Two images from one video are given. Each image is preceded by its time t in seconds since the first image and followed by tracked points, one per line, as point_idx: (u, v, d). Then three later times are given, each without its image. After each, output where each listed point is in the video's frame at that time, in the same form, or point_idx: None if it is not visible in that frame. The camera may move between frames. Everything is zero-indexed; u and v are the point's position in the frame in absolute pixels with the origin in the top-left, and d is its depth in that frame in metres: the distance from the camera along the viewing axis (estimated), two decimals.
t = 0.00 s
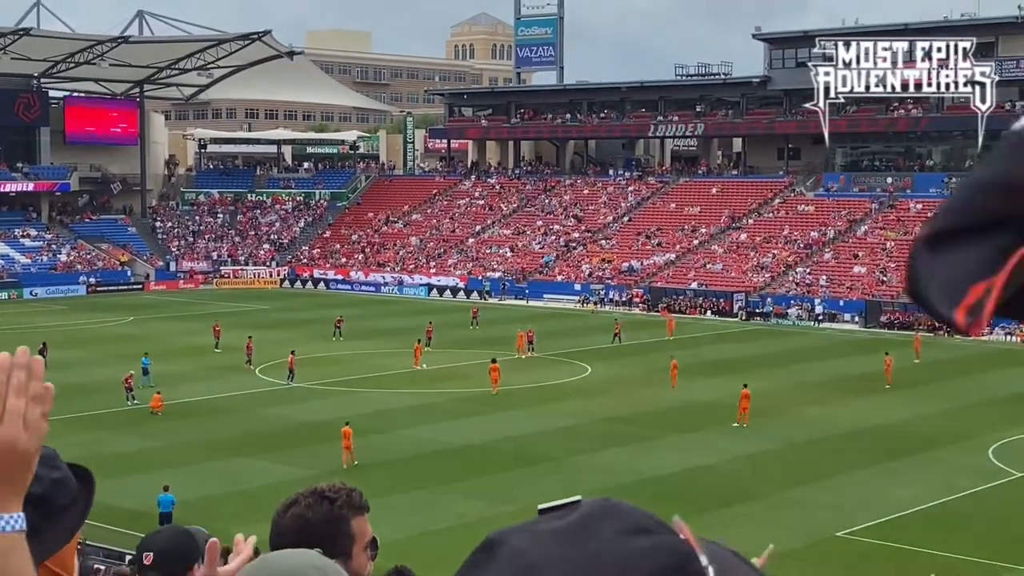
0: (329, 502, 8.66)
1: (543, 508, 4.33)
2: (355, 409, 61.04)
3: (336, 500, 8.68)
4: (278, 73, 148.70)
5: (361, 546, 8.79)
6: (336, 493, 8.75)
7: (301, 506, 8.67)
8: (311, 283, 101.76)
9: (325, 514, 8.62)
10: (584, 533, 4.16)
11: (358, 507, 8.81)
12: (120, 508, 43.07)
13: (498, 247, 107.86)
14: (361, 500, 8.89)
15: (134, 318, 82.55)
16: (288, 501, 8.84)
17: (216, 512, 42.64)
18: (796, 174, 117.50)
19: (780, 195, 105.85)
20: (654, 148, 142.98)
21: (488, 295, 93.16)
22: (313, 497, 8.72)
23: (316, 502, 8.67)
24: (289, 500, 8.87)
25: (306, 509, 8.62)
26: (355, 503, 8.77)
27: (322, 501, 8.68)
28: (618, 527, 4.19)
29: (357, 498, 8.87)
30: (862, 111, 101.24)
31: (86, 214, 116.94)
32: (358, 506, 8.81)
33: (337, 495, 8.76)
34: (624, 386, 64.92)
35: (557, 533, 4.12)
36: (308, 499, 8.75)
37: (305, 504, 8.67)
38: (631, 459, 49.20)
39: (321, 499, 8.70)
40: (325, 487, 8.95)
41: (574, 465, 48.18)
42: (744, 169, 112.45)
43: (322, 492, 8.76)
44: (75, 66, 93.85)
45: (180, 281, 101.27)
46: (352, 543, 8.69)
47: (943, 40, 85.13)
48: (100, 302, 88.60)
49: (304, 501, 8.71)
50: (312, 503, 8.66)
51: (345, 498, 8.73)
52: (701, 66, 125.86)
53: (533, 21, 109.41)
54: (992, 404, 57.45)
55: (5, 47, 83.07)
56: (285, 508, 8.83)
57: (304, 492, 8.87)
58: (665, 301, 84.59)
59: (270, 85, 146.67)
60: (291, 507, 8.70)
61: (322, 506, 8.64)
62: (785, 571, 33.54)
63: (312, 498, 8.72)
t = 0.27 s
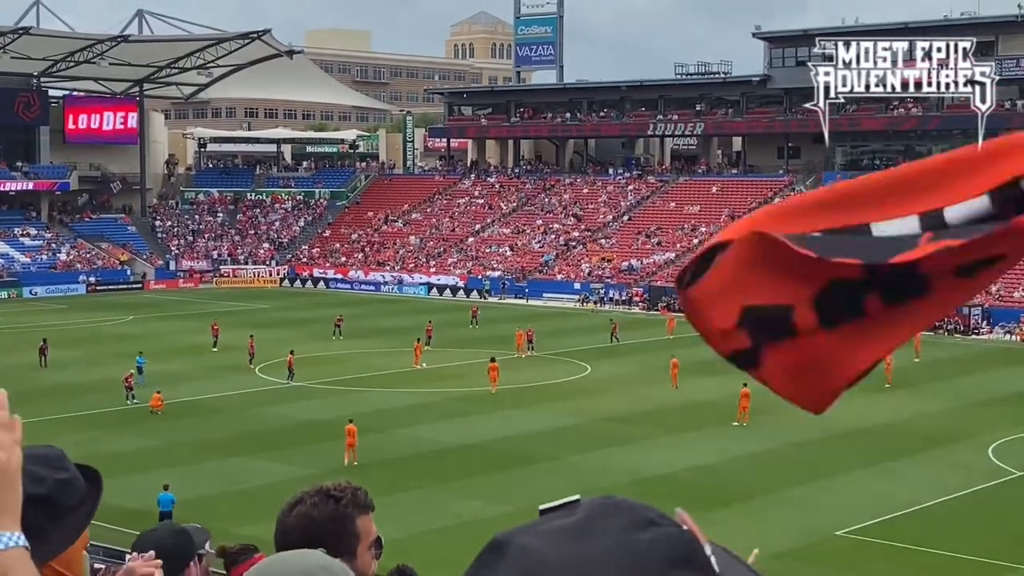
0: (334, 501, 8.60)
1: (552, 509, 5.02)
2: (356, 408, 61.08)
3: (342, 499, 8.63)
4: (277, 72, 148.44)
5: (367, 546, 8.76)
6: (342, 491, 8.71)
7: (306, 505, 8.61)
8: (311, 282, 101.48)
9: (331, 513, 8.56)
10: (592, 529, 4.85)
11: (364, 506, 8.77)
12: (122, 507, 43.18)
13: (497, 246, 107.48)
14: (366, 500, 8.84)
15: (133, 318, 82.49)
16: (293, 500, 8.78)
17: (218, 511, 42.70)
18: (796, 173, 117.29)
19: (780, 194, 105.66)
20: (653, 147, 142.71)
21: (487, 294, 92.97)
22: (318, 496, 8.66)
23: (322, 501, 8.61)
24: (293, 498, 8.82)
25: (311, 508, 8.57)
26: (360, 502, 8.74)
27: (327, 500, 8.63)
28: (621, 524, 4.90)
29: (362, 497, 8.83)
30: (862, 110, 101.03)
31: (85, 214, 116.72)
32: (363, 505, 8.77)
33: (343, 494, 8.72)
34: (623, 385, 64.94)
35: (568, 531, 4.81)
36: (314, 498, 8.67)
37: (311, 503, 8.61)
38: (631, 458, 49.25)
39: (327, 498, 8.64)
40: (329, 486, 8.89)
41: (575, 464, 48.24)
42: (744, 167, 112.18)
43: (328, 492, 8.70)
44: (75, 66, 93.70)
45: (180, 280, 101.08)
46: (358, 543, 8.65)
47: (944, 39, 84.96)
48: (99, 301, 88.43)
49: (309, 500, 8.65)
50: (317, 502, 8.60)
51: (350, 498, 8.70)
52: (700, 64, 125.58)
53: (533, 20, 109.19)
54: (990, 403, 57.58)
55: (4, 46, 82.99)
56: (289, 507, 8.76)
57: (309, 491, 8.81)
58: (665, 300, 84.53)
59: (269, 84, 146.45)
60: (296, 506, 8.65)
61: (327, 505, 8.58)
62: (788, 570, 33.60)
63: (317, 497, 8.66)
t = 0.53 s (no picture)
0: (337, 498, 8.63)
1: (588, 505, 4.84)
2: (357, 407, 61.04)
3: (345, 496, 8.65)
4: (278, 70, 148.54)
5: (369, 543, 8.76)
6: (345, 488, 8.72)
7: (309, 501, 8.63)
8: (311, 280, 101.48)
9: (334, 509, 8.58)
10: (627, 528, 4.67)
11: (367, 503, 8.77)
12: (122, 505, 43.17)
13: (498, 244, 107.61)
14: (369, 497, 8.85)
15: (134, 315, 82.52)
16: (296, 497, 8.79)
17: (218, 509, 42.69)
18: (796, 171, 117.29)
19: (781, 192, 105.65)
20: (655, 145, 142.65)
21: (489, 293, 93.04)
22: (321, 493, 8.68)
23: (325, 498, 8.63)
24: (296, 495, 8.84)
25: (315, 504, 8.59)
26: (363, 499, 8.72)
27: (331, 496, 8.64)
28: (657, 524, 4.71)
29: (365, 494, 8.84)
30: (863, 108, 101.03)
31: (86, 212, 116.87)
32: (367, 502, 8.76)
33: (346, 491, 8.72)
34: (625, 384, 64.90)
35: (601, 528, 4.64)
36: (317, 493, 8.71)
37: (314, 499, 8.63)
38: (633, 457, 49.17)
39: (330, 494, 8.66)
40: (333, 482, 8.91)
41: (575, 462, 48.21)
42: (745, 166, 112.14)
43: (331, 488, 8.72)
44: (76, 64, 93.80)
45: (181, 278, 101.22)
46: (361, 539, 8.65)
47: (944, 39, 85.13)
48: (101, 299, 88.54)
49: (313, 496, 8.67)
50: (320, 498, 8.63)
51: (354, 495, 8.71)
52: (702, 62, 125.71)
53: (533, 18, 109.29)
54: (993, 401, 57.49)
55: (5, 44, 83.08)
56: (292, 504, 8.78)
57: (312, 487, 8.84)
58: (665, 298, 84.54)
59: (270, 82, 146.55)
60: (298, 502, 8.66)
61: (331, 501, 8.60)
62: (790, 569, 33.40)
63: (320, 493, 8.68)
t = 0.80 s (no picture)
0: (335, 499, 8.63)
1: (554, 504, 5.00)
2: (359, 405, 61.05)
3: (343, 497, 8.65)
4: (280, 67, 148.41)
5: (366, 544, 8.74)
6: (342, 490, 8.73)
7: (307, 501, 8.65)
8: (313, 278, 101.70)
9: (332, 510, 8.60)
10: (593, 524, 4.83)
11: (364, 504, 8.76)
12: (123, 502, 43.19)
13: (500, 242, 107.45)
14: (366, 499, 8.85)
15: (135, 313, 82.48)
16: (293, 497, 8.82)
17: (218, 507, 42.71)
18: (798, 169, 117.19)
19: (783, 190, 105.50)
20: (656, 143, 142.53)
21: (490, 291, 92.96)
22: (319, 493, 8.68)
23: (323, 499, 8.64)
24: (294, 496, 8.86)
25: (313, 504, 8.61)
26: (361, 500, 8.72)
27: (328, 497, 8.66)
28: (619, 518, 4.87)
29: (363, 496, 8.84)
30: (864, 106, 100.89)
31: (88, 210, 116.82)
32: (364, 503, 8.76)
33: (344, 492, 8.72)
34: (626, 382, 64.88)
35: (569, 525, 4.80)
36: (314, 494, 8.72)
37: (312, 499, 8.65)
38: (634, 455, 49.16)
39: (327, 496, 8.67)
40: (331, 482, 8.92)
41: (576, 460, 48.20)
42: (747, 164, 111.94)
43: (329, 489, 8.73)
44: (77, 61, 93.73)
45: (182, 276, 101.14)
46: (357, 541, 8.65)
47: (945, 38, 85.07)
48: (102, 297, 88.48)
49: (310, 497, 8.68)
50: (318, 500, 8.64)
51: (352, 496, 8.70)
52: (704, 60, 125.50)
53: (535, 16, 109.14)
54: (993, 400, 57.47)
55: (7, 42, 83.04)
56: (290, 504, 8.82)
57: (311, 487, 8.85)
58: (667, 297, 84.47)
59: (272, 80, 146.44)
60: (297, 503, 8.68)
61: (328, 502, 8.61)
62: (792, 569, 33.32)
63: (318, 493, 8.70)
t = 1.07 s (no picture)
0: (333, 497, 8.82)
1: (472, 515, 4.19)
2: (361, 403, 61.06)
3: (341, 495, 8.84)
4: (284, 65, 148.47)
5: (365, 543, 8.88)
6: (341, 489, 8.93)
7: (306, 500, 8.87)
8: (316, 276, 101.75)
9: (329, 507, 8.78)
10: (507, 535, 3.99)
11: (363, 504, 8.93)
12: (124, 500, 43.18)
13: (502, 240, 107.43)
14: (365, 498, 9.03)
15: (138, 311, 82.54)
16: (295, 497, 9.06)
17: (220, 505, 42.69)
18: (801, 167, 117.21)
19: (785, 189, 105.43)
20: (660, 141, 142.49)
21: (493, 289, 92.99)
22: (318, 492, 8.90)
23: (321, 498, 8.84)
24: (296, 495, 9.10)
25: (312, 503, 8.81)
26: (359, 499, 8.89)
27: (326, 496, 8.84)
28: (539, 523, 4.03)
29: (362, 496, 9.02)
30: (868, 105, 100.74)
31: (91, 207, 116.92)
32: (362, 502, 8.93)
33: (343, 490, 8.91)
34: (629, 381, 64.86)
35: (483, 538, 3.99)
36: (314, 492, 8.94)
37: (310, 498, 8.87)
38: (636, 454, 49.12)
39: (326, 495, 8.87)
40: (332, 482, 9.13)
41: (578, 459, 48.16)
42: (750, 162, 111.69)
43: (327, 488, 8.95)
44: (80, 59, 93.73)
45: (186, 273, 101.23)
46: (355, 539, 8.78)
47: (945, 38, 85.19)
48: (105, 295, 88.50)
49: (310, 496, 8.91)
50: (317, 498, 8.84)
51: (350, 494, 8.89)
52: (706, 59, 125.53)
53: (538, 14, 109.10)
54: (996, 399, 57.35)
55: (10, 39, 83.05)
56: (289, 503, 9.05)
57: (311, 486, 9.08)
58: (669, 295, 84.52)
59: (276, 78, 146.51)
60: (296, 501, 8.92)
61: (326, 501, 8.80)
62: (793, 569, 33.22)
63: (316, 493, 8.91)
